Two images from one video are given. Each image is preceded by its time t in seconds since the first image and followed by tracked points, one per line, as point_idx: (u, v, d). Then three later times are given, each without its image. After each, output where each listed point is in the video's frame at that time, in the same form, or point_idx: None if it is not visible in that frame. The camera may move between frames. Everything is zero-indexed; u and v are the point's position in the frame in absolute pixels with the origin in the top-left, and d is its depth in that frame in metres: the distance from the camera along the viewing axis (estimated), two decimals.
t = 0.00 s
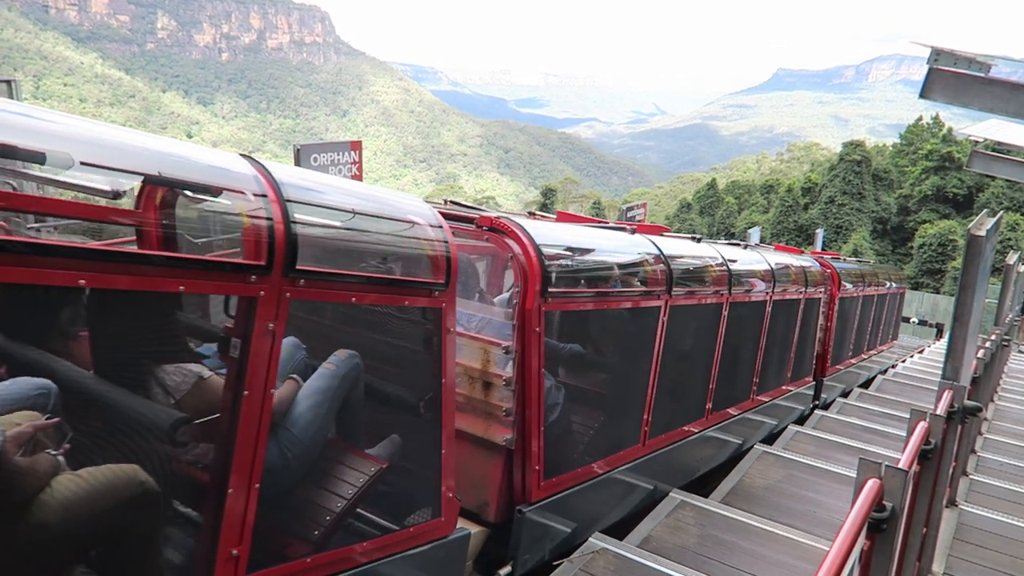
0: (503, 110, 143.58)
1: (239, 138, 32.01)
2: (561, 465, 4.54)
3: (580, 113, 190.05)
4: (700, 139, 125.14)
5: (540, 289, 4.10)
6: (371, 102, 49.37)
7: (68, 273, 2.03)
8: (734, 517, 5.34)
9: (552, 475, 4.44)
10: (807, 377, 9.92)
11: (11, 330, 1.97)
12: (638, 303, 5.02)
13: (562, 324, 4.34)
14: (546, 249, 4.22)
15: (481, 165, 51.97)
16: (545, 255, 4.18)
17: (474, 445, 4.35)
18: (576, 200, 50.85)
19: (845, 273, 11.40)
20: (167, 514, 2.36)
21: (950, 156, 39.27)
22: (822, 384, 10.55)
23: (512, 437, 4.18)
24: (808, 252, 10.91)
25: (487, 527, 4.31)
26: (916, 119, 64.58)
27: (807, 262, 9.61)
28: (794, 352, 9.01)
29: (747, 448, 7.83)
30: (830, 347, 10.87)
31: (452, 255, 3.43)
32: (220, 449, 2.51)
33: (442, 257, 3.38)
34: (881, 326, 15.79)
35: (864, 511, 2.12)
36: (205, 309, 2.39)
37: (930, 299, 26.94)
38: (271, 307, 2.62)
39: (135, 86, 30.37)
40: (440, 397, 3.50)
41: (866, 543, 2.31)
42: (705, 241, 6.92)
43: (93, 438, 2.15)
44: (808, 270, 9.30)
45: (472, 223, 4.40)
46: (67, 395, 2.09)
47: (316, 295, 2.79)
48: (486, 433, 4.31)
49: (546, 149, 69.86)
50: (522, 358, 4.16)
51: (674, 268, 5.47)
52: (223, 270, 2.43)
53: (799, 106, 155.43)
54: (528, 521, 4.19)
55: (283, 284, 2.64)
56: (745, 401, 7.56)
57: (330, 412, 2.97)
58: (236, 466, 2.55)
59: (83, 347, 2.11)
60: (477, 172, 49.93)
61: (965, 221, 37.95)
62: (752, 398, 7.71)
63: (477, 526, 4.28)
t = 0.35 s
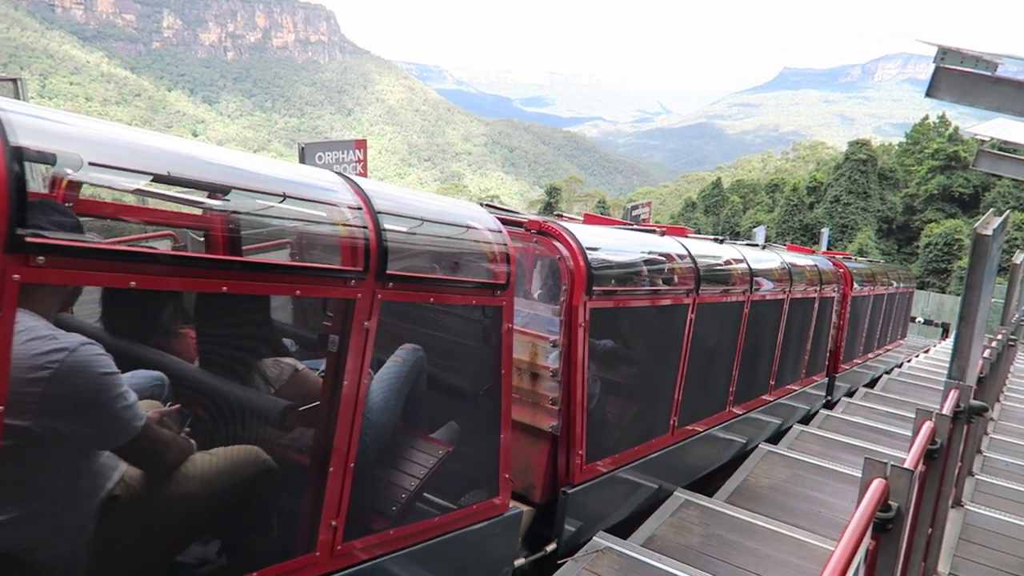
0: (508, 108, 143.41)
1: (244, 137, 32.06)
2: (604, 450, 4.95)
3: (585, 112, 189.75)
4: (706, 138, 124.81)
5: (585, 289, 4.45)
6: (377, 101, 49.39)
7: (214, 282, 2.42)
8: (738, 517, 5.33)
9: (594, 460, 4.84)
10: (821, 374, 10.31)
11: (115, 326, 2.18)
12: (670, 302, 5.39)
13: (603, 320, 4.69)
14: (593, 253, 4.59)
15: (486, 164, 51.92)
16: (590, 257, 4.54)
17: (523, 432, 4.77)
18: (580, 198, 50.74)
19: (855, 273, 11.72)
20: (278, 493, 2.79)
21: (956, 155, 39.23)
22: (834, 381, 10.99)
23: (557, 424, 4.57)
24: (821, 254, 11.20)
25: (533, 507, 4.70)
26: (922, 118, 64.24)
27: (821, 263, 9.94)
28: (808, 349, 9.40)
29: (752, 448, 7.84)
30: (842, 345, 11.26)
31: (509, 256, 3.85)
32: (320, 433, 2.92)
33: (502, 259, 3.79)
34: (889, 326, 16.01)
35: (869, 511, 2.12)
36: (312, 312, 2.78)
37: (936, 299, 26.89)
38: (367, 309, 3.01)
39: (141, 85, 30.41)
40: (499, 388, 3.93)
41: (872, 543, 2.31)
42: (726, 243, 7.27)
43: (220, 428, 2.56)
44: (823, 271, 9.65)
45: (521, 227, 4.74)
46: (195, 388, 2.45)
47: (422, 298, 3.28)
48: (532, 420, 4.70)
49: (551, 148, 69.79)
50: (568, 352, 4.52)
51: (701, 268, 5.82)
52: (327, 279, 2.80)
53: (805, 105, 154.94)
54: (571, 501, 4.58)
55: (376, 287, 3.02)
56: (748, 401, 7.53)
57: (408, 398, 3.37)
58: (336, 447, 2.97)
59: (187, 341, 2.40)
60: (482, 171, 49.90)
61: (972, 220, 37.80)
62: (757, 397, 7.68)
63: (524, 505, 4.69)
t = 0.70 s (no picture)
0: (511, 107, 143.36)
1: (249, 135, 32.14)
2: (637, 438, 5.27)
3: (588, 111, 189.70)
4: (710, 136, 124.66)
5: (624, 287, 4.73)
6: (381, 100, 49.45)
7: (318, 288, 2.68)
8: (742, 516, 5.32)
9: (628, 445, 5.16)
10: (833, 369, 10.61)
11: (212, 325, 2.37)
12: (696, 299, 5.69)
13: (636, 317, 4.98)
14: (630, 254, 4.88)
15: (490, 163, 51.89)
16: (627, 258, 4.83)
17: (562, 421, 5.05)
18: (585, 197, 50.80)
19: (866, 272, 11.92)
20: (363, 478, 3.08)
21: (962, 153, 39.09)
22: (846, 377, 11.28)
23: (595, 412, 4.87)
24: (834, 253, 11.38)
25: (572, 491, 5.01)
26: (927, 116, 64.06)
27: (835, 261, 10.15)
28: (822, 344, 9.70)
29: (756, 447, 7.81)
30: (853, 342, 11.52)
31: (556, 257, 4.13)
32: (397, 420, 3.22)
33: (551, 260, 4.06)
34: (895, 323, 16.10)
35: (874, 511, 2.10)
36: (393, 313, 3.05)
37: (941, 298, 26.89)
38: (439, 308, 3.28)
39: (146, 84, 30.47)
40: (547, 382, 4.20)
41: (876, 543, 2.30)
42: (745, 243, 7.53)
43: (315, 414, 2.81)
44: (837, 268, 9.91)
45: (560, 230, 5.03)
46: (289, 384, 2.68)
47: (481, 298, 3.52)
48: (571, 409, 4.99)
49: (556, 146, 69.80)
50: (606, 347, 4.81)
51: (724, 267, 6.12)
52: (406, 280, 3.05)
53: (810, 103, 154.51)
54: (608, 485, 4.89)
55: (447, 290, 3.29)
56: (752, 400, 7.49)
57: (465, 387, 3.61)
58: (412, 434, 3.27)
59: (271, 337, 2.53)
60: (486, 170, 49.93)
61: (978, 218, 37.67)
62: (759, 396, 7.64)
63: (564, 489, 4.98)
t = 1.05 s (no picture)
0: (514, 106, 143.34)
1: (253, 135, 32.22)
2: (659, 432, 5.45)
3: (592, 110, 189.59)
4: (714, 135, 124.42)
5: (657, 285, 5.06)
6: (385, 99, 49.50)
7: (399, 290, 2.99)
8: (747, 515, 5.31)
9: (659, 433, 5.48)
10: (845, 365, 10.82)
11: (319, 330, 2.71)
12: (720, 297, 5.99)
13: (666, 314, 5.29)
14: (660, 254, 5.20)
15: (494, 162, 51.84)
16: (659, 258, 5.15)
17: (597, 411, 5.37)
18: (589, 196, 50.75)
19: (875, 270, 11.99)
20: (432, 461, 3.40)
21: (967, 151, 38.89)
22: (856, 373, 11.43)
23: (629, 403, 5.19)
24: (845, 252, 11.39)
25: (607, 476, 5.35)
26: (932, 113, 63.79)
27: (848, 260, 10.24)
28: (836, 341, 9.93)
29: (761, 446, 7.76)
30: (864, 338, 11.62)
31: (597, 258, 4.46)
32: (459, 408, 3.54)
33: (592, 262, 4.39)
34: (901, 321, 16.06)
35: (879, 510, 2.09)
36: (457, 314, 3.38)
37: (946, 296, 26.85)
38: (498, 306, 3.62)
39: (150, 83, 30.50)
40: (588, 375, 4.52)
41: (881, 541, 2.29)
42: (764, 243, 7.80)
43: (383, 402, 3.08)
44: (850, 266, 10.05)
45: (595, 233, 5.40)
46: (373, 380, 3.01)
47: (524, 297, 3.78)
48: (605, 399, 5.30)
49: (560, 145, 69.78)
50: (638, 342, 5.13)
51: (746, 266, 6.39)
52: (433, 281, 3.15)
53: (815, 101, 154.07)
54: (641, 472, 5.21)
55: (505, 290, 3.63)
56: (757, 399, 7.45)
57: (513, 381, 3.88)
58: (475, 421, 3.61)
59: (334, 335, 2.78)
60: (490, 168, 49.93)
61: (983, 216, 37.51)
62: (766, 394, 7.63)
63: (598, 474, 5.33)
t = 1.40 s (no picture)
0: (518, 105, 143.12)
1: (257, 133, 32.20)
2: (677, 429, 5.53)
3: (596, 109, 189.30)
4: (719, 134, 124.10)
5: (686, 284, 5.26)
6: (389, 98, 49.45)
7: (457, 293, 3.25)
8: (749, 514, 5.31)
9: (685, 424, 5.69)
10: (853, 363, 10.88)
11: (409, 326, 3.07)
12: (741, 296, 6.17)
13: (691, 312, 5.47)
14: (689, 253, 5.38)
15: (499, 161, 51.69)
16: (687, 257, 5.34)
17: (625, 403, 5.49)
18: (593, 195, 50.64)
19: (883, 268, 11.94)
20: (486, 450, 3.72)
21: (972, 151, 38.66)
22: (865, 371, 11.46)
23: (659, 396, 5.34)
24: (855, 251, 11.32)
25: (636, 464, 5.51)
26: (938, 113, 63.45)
27: (858, 259, 10.21)
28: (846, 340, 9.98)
29: (763, 445, 7.75)
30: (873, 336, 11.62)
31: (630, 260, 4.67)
32: (509, 401, 3.82)
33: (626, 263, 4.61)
34: (907, 320, 16.01)
35: (882, 509, 2.10)
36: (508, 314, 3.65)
37: (952, 297, 26.72)
38: (547, 306, 3.88)
39: (155, 82, 30.43)
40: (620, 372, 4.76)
41: (884, 542, 2.30)
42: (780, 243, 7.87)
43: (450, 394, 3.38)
44: (861, 265, 10.05)
45: (626, 234, 5.55)
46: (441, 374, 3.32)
47: (562, 296, 3.97)
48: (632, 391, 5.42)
49: (564, 144, 69.64)
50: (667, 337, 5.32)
51: (766, 266, 6.52)
52: (448, 279, 3.18)
53: (820, 101, 153.59)
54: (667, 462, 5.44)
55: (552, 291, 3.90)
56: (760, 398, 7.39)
57: (553, 376, 4.13)
58: (524, 411, 3.91)
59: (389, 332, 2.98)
60: (494, 167, 49.86)
61: (988, 216, 37.32)
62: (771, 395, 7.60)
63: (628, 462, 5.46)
